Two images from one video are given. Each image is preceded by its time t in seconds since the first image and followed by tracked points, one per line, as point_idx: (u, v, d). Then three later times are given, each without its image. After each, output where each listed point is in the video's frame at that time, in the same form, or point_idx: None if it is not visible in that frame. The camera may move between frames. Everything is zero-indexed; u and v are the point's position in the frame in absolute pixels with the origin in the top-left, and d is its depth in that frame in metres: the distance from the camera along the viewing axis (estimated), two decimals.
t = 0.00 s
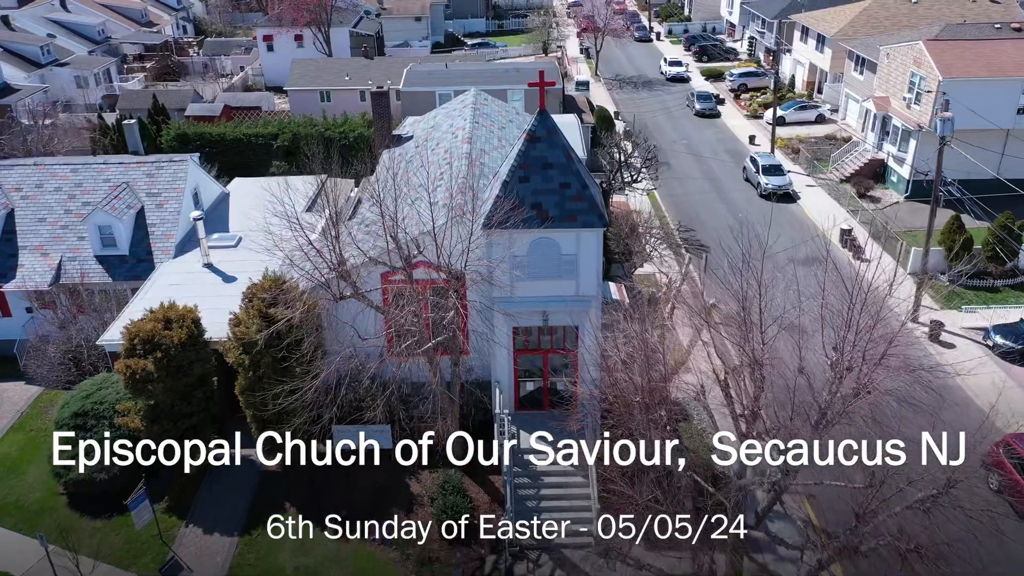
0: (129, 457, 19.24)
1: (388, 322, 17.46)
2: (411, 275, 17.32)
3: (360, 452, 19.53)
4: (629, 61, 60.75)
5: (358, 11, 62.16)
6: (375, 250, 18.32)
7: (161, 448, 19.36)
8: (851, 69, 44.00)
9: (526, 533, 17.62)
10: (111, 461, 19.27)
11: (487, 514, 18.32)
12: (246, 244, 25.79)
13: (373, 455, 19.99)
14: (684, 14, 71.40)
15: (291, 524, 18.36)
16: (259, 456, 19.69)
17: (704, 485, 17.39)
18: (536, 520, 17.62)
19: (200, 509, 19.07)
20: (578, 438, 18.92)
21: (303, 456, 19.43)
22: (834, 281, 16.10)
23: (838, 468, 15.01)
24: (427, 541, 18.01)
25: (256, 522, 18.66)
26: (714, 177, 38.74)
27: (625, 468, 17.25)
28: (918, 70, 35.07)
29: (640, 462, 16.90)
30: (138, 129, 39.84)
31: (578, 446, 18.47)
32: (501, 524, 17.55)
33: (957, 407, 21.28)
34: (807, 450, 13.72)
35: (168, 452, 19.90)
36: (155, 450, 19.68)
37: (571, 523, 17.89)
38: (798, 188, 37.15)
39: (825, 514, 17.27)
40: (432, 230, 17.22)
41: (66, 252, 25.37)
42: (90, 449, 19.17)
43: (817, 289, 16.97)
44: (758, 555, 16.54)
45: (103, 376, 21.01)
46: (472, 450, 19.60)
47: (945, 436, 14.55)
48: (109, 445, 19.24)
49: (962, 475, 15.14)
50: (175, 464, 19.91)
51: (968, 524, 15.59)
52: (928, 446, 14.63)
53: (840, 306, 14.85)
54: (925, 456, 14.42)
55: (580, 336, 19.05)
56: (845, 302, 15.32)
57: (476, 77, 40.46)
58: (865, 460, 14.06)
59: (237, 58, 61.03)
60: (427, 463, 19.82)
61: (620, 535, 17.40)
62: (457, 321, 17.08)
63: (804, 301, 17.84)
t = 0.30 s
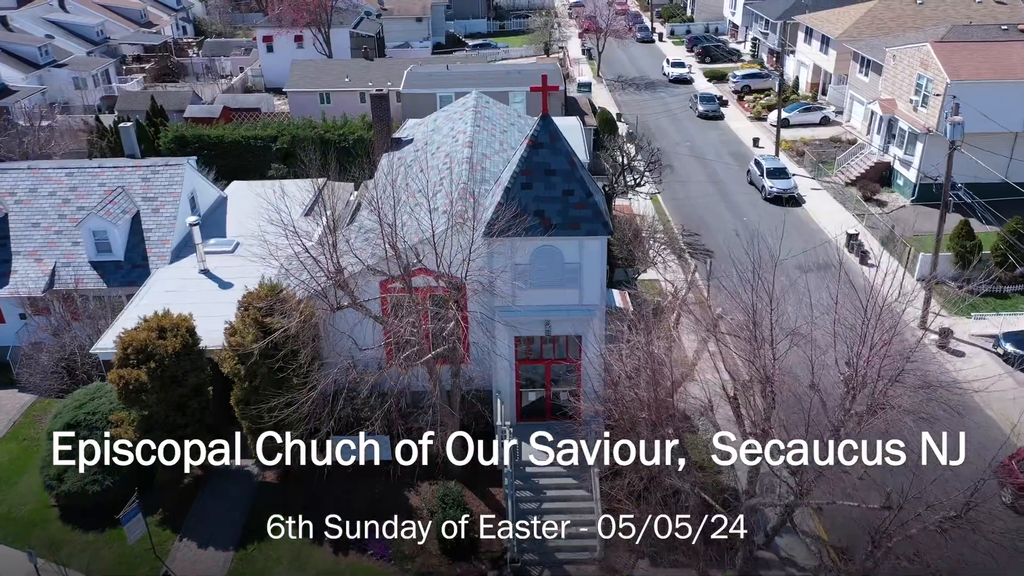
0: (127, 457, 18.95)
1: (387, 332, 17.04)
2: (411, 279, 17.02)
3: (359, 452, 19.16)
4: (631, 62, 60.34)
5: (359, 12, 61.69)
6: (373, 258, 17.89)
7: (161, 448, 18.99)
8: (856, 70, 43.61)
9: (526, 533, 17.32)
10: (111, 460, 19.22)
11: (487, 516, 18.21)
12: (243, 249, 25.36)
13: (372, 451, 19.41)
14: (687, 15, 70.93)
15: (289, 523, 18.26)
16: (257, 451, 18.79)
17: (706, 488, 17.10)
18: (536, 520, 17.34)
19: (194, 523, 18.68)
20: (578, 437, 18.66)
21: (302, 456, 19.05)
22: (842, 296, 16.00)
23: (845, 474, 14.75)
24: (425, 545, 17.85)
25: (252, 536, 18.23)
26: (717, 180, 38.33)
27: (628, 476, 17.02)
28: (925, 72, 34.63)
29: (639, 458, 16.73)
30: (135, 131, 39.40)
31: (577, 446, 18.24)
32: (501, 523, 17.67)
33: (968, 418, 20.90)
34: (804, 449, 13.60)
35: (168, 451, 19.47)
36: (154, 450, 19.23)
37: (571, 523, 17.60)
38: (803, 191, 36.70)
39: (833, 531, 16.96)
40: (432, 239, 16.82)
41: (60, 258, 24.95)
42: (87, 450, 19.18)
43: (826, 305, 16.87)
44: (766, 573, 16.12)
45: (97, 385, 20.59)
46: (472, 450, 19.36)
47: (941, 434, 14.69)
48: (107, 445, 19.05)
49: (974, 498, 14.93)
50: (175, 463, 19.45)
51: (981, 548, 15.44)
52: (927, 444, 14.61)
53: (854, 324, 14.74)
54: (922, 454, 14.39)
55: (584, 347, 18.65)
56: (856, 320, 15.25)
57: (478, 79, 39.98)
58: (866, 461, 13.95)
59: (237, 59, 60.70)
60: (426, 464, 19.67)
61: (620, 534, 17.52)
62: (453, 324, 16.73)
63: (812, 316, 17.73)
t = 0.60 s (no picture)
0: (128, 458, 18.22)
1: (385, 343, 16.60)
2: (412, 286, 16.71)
3: (359, 451, 18.35)
4: (633, 63, 59.87)
5: (359, 12, 61.18)
6: (371, 267, 17.43)
7: (162, 448, 18.32)
8: (861, 72, 43.22)
9: (526, 533, 17.04)
10: (112, 461, 18.51)
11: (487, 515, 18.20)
12: (239, 255, 24.91)
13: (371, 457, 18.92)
14: (689, 16, 70.45)
15: (290, 523, 18.09)
16: (258, 455, 17.99)
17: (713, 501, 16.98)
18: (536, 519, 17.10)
19: (188, 537, 18.26)
20: (578, 437, 18.42)
21: (301, 456, 18.17)
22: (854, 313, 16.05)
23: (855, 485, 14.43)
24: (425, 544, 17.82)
25: (247, 552, 17.78)
26: (721, 183, 37.87)
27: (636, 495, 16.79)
28: (932, 75, 34.17)
29: (641, 459, 16.06)
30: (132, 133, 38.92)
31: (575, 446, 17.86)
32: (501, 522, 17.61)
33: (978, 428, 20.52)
34: (806, 451, 14.00)
35: (169, 450, 18.79)
36: (153, 450, 18.53)
37: (570, 522, 17.34)
38: (808, 195, 36.21)
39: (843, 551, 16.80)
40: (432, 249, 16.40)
41: (53, 264, 24.48)
42: (88, 449, 18.56)
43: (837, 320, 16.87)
44: None
45: (90, 395, 20.10)
46: (473, 450, 18.74)
47: (943, 434, 14.61)
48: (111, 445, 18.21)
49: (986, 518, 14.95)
50: (175, 463, 18.82)
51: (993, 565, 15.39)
52: (927, 443, 14.45)
53: (869, 341, 14.83)
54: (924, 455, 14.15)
55: (587, 359, 18.21)
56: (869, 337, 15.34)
57: (479, 81, 39.50)
58: (867, 462, 13.70)
59: (236, 60, 60.25)
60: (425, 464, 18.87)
61: (620, 535, 17.00)
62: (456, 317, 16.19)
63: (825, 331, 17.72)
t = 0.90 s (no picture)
0: (127, 458, 17.71)
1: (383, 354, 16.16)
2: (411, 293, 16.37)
3: (359, 452, 17.31)
4: (636, 64, 59.46)
5: (359, 13, 60.72)
6: (368, 276, 16.99)
7: (162, 448, 17.90)
8: (866, 74, 42.83)
9: (526, 533, 16.72)
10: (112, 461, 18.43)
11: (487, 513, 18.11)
12: (236, 261, 24.49)
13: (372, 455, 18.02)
14: (692, 17, 70.04)
15: (290, 523, 17.85)
16: (258, 454, 17.35)
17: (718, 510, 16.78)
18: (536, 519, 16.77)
19: (182, 552, 17.83)
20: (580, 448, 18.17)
21: (303, 456, 17.33)
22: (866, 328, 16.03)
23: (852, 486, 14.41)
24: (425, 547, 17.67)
25: (242, 567, 17.37)
26: (724, 186, 37.44)
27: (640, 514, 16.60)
28: (939, 77, 33.74)
29: (640, 461, 15.55)
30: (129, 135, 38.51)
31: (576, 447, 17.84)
32: (501, 524, 17.15)
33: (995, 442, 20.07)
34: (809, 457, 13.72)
35: (168, 450, 18.36)
36: (154, 450, 18.06)
37: (570, 522, 17.06)
38: (813, 199, 35.76)
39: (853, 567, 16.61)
40: (431, 259, 15.98)
41: (46, 270, 24.04)
42: (88, 450, 18.43)
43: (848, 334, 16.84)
44: None
45: (82, 406, 19.66)
46: (472, 449, 18.18)
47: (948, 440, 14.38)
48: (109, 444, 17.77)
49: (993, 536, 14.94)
50: (175, 463, 18.40)
51: None
52: (926, 442, 13.89)
53: (884, 357, 14.83)
54: (924, 455, 13.85)
55: (590, 370, 17.77)
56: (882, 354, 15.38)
57: (480, 83, 39.07)
58: (866, 462, 13.63)
59: (236, 62, 59.84)
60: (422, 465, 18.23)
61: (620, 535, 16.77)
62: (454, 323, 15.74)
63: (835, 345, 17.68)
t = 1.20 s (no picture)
0: (123, 465, 17.14)
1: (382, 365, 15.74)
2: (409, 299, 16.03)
3: (359, 451, 16.26)
4: (638, 66, 59.01)
5: (359, 14, 60.21)
6: (365, 287, 16.58)
7: (160, 451, 17.37)
8: (871, 77, 42.43)
9: (526, 533, 16.48)
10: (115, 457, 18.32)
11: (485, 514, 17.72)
12: (231, 268, 24.03)
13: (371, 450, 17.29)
14: (694, 17, 69.59)
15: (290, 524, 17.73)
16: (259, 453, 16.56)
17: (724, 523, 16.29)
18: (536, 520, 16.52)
19: (173, 569, 17.53)
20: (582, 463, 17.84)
21: (303, 456, 16.55)
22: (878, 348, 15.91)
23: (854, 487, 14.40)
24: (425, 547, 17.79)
25: None
26: (728, 191, 36.94)
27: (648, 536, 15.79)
28: (947, 80, 33.27)
29: (639, 461, 14.93)
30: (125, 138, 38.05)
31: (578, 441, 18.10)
32: (500, 524, 16.91)
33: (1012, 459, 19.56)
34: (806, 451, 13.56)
35: (168, 452, 17.85)
36: (154, 449, 17.54)
37: (570, 523, 16.84)
38: (818, 204, 35.29)
39: None
40: (430, 270, 15.53)
41: (38, 277, 23.58)
42: (87, 450, 17.94)
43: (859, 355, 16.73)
44: None
45: (73, 417, 19.20)
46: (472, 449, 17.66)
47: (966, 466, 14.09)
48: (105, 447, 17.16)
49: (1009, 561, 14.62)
50: (174, 463, 17.93)
51: None
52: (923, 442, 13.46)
53: (898, 378, 14.66)
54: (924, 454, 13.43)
55: (594, 382, 17.34)
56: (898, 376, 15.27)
57: (480, 86, 38.59)
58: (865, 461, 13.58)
59: (234, 63, 59.40)
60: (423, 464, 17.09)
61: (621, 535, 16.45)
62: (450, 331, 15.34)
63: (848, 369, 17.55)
